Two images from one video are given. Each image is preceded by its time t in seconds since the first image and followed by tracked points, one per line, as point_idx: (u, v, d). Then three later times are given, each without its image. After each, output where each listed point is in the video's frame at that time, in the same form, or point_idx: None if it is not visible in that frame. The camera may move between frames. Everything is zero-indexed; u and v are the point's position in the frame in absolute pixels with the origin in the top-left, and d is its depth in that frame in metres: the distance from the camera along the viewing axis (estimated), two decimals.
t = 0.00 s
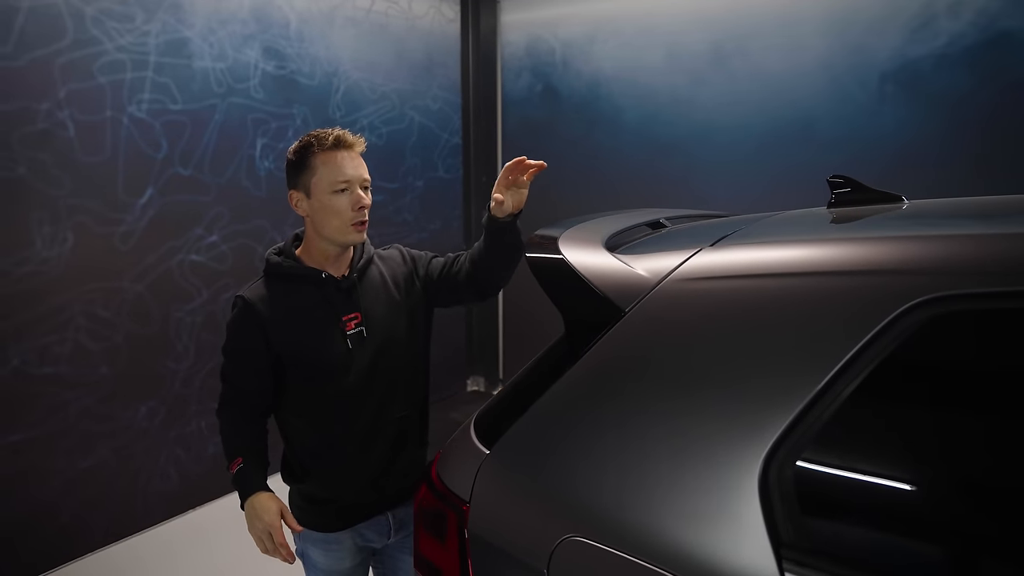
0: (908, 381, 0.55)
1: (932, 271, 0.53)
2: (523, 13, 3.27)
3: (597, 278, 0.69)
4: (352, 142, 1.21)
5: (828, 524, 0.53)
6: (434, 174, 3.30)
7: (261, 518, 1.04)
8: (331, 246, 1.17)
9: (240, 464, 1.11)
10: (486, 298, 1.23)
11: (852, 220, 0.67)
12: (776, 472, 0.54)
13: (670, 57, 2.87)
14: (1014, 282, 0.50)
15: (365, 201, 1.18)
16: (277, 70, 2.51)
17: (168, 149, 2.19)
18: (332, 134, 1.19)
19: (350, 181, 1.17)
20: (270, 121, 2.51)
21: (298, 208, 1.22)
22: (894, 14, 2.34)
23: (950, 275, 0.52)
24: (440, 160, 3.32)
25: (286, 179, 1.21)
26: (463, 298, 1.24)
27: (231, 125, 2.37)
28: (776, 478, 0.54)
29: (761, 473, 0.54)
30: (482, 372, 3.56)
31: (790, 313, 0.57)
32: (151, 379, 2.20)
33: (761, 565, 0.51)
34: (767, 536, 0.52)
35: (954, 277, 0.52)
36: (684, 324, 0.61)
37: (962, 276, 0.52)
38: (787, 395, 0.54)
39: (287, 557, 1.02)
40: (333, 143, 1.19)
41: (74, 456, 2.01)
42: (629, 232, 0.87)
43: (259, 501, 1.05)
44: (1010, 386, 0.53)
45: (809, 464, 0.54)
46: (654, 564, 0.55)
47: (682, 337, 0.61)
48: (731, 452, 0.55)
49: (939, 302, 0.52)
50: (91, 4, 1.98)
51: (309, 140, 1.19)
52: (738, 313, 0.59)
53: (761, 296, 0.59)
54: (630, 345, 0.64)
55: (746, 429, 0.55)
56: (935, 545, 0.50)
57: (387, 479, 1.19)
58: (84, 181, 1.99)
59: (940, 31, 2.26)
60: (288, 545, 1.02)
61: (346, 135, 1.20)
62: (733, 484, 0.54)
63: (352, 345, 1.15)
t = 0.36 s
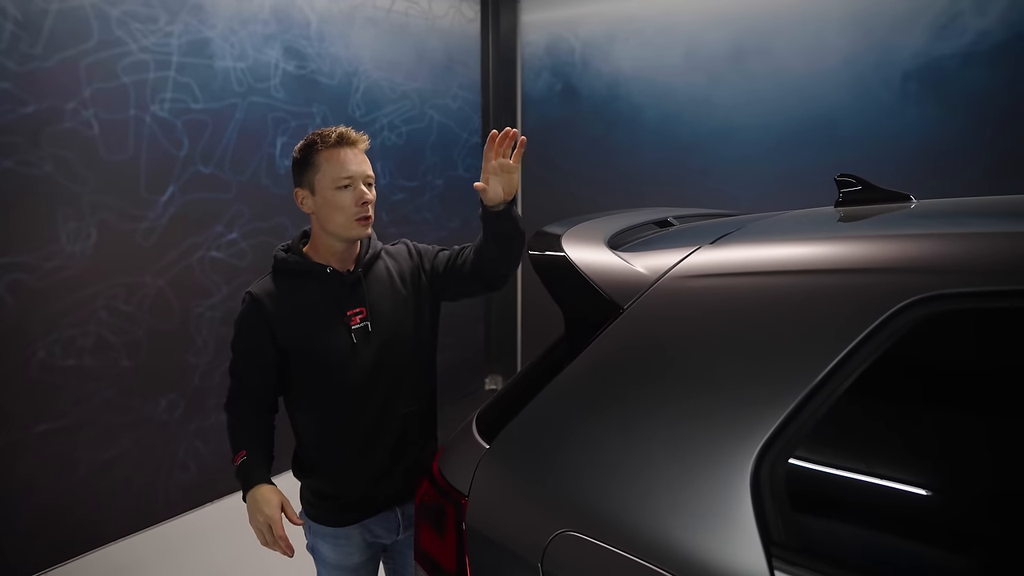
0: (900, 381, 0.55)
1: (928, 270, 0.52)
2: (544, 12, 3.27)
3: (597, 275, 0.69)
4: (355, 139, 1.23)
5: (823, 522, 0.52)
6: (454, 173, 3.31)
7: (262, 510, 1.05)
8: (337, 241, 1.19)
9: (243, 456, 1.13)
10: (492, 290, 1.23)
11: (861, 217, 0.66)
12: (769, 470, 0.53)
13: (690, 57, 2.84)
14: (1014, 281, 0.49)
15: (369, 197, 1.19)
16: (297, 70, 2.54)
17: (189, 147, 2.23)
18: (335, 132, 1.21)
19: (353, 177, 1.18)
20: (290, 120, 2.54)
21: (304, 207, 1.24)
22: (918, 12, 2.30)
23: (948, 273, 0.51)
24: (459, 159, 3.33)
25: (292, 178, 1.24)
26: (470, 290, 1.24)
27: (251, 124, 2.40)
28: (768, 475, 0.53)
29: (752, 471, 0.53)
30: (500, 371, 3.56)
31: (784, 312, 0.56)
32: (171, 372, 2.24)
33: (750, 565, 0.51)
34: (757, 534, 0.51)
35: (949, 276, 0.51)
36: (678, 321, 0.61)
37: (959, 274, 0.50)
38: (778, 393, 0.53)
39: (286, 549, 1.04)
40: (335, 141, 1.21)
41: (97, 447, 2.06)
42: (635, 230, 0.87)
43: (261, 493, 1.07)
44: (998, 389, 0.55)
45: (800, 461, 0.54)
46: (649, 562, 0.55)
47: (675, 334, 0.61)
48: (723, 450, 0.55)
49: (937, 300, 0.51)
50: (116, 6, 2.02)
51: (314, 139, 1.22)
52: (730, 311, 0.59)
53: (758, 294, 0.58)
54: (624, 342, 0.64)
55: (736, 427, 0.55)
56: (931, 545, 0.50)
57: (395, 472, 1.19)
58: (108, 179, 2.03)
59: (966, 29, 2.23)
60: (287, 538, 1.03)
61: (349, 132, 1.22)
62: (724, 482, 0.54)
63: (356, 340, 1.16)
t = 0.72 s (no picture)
0: (897, 379, 0.52)
1: (922, 269, 0.51)
2: (563, 13, 3.26)
3: (598, 273, 0.68)
4: (354, 141, 1.22)
5: (814, 521, 0.51)
6: (472, 173, 3.31)
7: (256, 507, 1.08)
8: (337, 247, 1.21)
9: (244, 452, 1.15)
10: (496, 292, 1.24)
11: (870, 216, 0.65)
12: (761, 469, 0.53)
13: (708, 56, 2.82)
14: (1012, 280, 0.48)
15: (367, 203, 1.20)
16: (316, 71, 2.56)
17: (209, 147, 2.26)
18: (333, 136, 1.20)
19: (351, 184, 1.19)
20: (309, 120, 2.56)
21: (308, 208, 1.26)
22: (941, 10, 2.25)
23: (944, 273, 0.50)
24: (478, 159, 3.33)
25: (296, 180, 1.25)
26: (475, 291, 1.25)
27: (271, 124, 2.43)
28: (761, 475, 0.53)
29: (746, 470, 0.53)
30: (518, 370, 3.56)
31: (776, 313, 0.56)
32: (190, 369, 2.27)
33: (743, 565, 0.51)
34: (750, 534, 0.51)
35: (943, 275, 0.50)
36: (669, 323, 0.61)
37: (953, 274, 0.50)
38: (770, 394, 0.53)
39: (277, 546, 1.08)
40: (334, 145, 1.20)
41: (118, 441, 2.10)
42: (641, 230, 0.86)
43: (257, 491, 1.10)
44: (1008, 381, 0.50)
45: (794, 460, 0.53)
46: (644, 561, 0.55)
47: (668, 333, 0.61)
48: (717, 449, 0.55)
49: (933, 300, 0.50)
50: (139, 9, 2.06)
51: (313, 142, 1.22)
52: (723, 311, 0.59)
53: (752, 296, 0.58)
54: (618, 341, 0.64)
55: (729, 427, 0.54)
56: (928, 545, 0.49)
57: (399, 469, 1.20)
58: (129, 178, 2.07)
59: (990, 26, 2.18)
60: (278, 537, 1.07)
61: (347, 135, 1.21)
62: (718, 482, 0.54)
63: (359, 339, 1.17)
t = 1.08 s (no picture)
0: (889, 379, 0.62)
1: (919, 271, 0.51)
2: (580, 13, 3.26)
3: (600, 272, 0.69)
4: (356, 146, 1.23)
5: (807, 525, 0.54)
6: (489, 173, 3.32)
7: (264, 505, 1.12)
8: (341, 251, 1.23)
9: (252, 452, 1.18)
10: (500, 301, 1.23)
11: (876, 217, 0.65)
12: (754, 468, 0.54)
13: (726, 56, 2.80)
14: (1006, 283, 0.47)
15: (367, 209, 1.21)
16: (334, 72, 2.59)
17: (229, 147, 2.30)
18: (334, 141, 1.22)
19: (350, 190, 1.20)
20: (327, 121, 2.59)
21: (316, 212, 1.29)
22: (963, 7, 2.21)
23: (936, 276, 0.50)
24: (496, 159, 3.34)
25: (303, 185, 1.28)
26: (478, 297, 1.25)
27: (289, 125, 2.46)
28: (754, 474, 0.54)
29: (739, 471, 0.53)
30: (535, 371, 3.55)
31: (767, 316, 0.56)
32: (209, 366, 2.31)
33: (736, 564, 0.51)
34: (742, 532, 0.52)
35: (937, 277, 0.50)
36: (665, 324, 0.62)
37: (946, 276, 0.50)
38: (763, 395, 0.54)
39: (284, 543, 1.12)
40: (334, 151, 1.22)
41: (139, 436, 2.14)
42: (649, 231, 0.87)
43: (264, 491, 1.13)
44: (993, 394, 0.59)
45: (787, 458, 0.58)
46: (640, 558, 0.56)
47: (663, 334, 0.61)
48: (711, 449, 0.55)
49: (927, 302, 0.50)
50: (161, 12, 2.10)
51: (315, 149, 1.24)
52: (716, 312, 0.59)
53: (749, 296, 0.58)
54: (617, 341, 0.64)
55: (724, 426, 0.55)
56: (907, 539, 0.55)
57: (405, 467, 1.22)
58: (151, 179, 2.12)
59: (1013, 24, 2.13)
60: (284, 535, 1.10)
61: (349, 140, 1.22)
62: (712, 481, 0.54)
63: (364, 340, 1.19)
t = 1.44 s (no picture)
0: (884, 383, 0.64)
1: (915, 274, 0.51)
2: (597, 14, 3.25)
3: (603, 272, 0.70)
4: (374, 144, 1.28)
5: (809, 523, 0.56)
6: (506, 173, 3.33)
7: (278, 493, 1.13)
8: (354, 243, 1.25)
9: (265, 441, 1.19)
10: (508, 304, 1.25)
11: (880, 220, 0.65)
12: (749, 467, 0.54)
13: (742, 56, 2.78)
14: (1001, 286, 0.48)
15: (378, 201, 1.24)
16: (352, 74, 2.62)
17: (248, 148, 2.34)
18: (353, 137, 1.27)
19: (364, 182, 1.24)
20: (345, 122, 2.62)
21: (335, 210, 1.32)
22: (983, 7, 2.17)
23: (930, 279, 0.50)
24: (513, 160, 3.35)
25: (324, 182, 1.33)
26: (489, 299, 1.27)
27: (308, 127, 2.49)
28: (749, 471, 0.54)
29: (735, 469, 0.54)
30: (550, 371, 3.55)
31: (764, 317, 0.57)
32: (228, 364, 2.35)
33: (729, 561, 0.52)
34: (735, 529, 0.52)
35: (932, 279, 0.50)
36: (666, 325, 0.62)
37: (941, 279, 0.50)
38: (760, 395, 0.54)
39: (295, 531, 1.13)
40: (352, 146, 1.26)
41: (159, 432, 2.19)
42: (656, 233, 0.87)
43: (277, 479, 1.14)
44: (988, 397, 0.59)
45: (812, 464, 0.60)
46: (639, 555, 0.56)
47: (664, 334, 0.62)
48: (708, 447, 0.55)
49: (924, 304, 0.50)
50: (183, 16, 2.14)
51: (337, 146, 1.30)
52: (717, 313, 0.60)
53: (749, 296, 0.59)
54: (620, 341, 0.65)
55: (721, 424, 0.55)
56: (912, 540, 0.55)
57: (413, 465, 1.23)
58: (172, 179, 2.16)
59: None
60: (297, 523, 1.12)
61: (367, 137, 1.27)
62: (708, 479, 0.54)
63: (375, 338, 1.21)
